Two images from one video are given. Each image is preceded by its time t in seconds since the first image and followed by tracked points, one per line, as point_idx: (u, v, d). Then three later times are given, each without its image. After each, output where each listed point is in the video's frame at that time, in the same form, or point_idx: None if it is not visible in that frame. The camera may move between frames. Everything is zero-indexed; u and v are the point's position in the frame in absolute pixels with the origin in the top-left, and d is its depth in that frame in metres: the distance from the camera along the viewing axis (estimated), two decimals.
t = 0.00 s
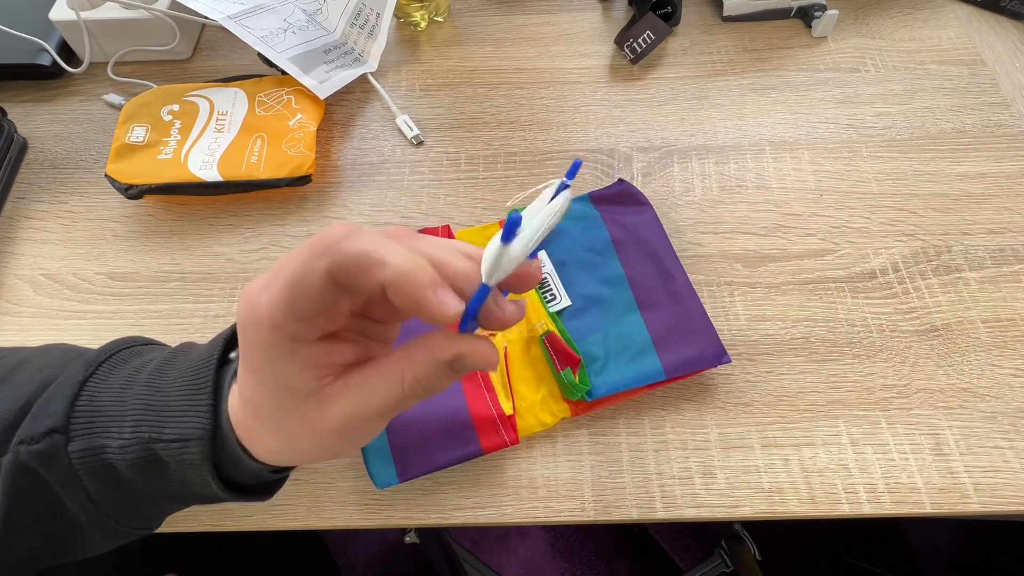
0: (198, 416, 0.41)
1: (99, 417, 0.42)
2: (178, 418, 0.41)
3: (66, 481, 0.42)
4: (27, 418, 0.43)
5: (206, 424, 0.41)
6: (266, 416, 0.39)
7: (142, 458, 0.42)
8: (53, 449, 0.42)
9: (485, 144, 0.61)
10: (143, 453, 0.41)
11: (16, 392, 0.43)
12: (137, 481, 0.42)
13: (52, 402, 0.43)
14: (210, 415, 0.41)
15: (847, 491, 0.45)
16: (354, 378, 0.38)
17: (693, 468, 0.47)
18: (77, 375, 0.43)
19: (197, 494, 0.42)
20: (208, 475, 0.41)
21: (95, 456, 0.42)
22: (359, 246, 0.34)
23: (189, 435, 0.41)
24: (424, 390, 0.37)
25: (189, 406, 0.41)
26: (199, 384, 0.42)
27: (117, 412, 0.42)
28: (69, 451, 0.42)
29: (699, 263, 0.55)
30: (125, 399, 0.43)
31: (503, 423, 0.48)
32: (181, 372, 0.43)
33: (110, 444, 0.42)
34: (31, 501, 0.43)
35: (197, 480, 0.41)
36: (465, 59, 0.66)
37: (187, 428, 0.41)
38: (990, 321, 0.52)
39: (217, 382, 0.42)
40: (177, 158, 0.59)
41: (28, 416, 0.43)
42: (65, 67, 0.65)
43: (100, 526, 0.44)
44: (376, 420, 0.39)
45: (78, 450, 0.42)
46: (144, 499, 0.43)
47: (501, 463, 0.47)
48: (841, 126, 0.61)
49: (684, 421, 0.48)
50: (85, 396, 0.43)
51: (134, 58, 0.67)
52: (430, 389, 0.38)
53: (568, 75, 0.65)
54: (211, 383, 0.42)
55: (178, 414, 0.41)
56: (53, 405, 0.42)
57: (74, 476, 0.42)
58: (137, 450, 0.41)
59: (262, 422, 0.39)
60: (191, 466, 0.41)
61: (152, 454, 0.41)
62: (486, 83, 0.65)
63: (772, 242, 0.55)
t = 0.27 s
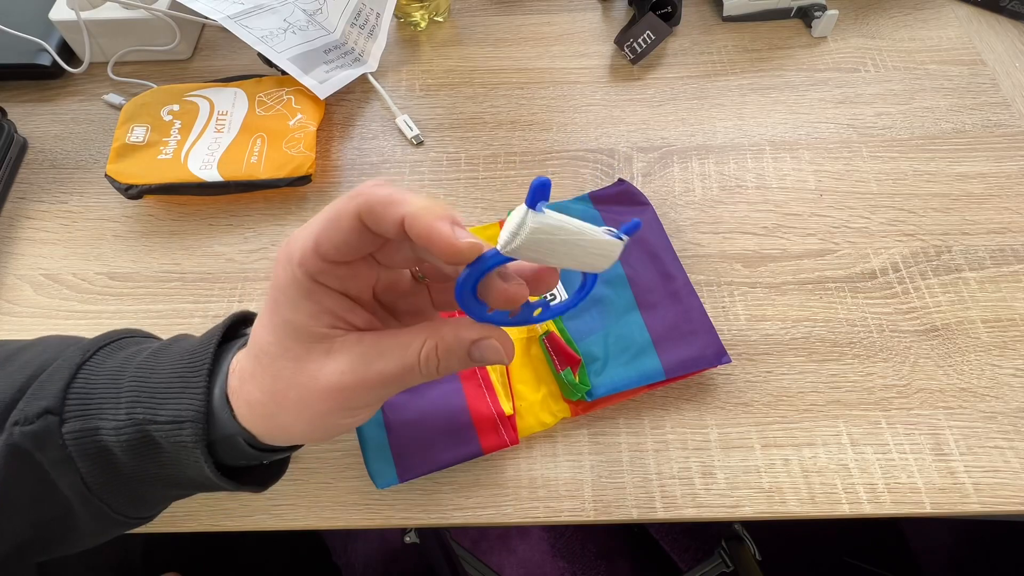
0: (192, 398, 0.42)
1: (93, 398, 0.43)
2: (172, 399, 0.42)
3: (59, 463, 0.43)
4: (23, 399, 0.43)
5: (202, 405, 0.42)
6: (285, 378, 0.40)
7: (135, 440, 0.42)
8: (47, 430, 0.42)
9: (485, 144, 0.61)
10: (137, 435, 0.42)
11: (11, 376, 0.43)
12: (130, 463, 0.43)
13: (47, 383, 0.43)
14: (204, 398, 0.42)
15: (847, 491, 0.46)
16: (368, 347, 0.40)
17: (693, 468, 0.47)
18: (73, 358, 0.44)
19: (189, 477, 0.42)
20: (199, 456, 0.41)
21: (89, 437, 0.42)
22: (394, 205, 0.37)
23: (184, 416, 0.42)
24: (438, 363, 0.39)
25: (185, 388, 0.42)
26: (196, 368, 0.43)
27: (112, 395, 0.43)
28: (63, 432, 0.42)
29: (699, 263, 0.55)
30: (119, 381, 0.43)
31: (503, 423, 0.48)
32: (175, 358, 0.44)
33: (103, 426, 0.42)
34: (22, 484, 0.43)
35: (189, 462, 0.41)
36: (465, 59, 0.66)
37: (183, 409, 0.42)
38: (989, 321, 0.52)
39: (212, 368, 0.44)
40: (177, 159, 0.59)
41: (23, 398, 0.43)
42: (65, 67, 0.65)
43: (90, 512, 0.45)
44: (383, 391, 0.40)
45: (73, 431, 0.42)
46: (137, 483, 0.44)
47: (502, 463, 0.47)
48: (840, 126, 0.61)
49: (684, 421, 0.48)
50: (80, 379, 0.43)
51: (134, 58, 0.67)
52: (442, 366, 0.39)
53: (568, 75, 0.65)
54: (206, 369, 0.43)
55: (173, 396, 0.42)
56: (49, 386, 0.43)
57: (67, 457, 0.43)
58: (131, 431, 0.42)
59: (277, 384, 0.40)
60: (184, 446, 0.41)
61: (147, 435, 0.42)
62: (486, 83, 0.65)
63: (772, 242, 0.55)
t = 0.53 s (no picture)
0: (196, 394, 0.42)
1: (98, 395, 0.43)
2: (176, 395, 0.42)
3: (61, 461, 0.43)
4: (26, 396, 0.43)
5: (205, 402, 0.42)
6: (297, 347, 0.42)
7: (138, 437, 0.42)
8: (51, 427, 0.42)
9: (485, 144, 0.61)
10: (140, 432, 0.42)
11: (14, 375, 0.44)
12: (133, 461, 0.43)
13: (51, 380, 0.43)
14: (209, 395, 0.42)
15: (847, 491, 0.45)
16: (378, 321, 0.42)
17: (693, 468, 0.47)
18: (77, 356, 0.44)
19: (192, 474, 0.42)
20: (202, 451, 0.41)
21: (93, 434, 0.42)
22: (432, 173, 0.45)
23: (187, 412, 0.42)
24: (441, 336, 0.40)
25: (189, 385, 0.42)
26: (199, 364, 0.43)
27: (115, 392, 0.43)
28: (66, 428, 0.42)
29: (699, 263, 0.55)
30: (124, 378, 0.43)
31: (503, 423, 0.48)
32: (179, 354, 0.44)
33: (107, 422, 0.42)
34: (23, 483, 0.42)
35: (193, 458, 0.42)
36: (465, 59, 0.66)
37: (187, 405, 0.42)
38: (989, 321, 0.52)
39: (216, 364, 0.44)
40: (177, 158, 0.59)
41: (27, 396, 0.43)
42: (65, 67, 0.65)
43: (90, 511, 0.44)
44: (387, 365, 0.41)
45: (76, 428, 0.42)
46: (139, 480, 0.44)
47: (502, 463, 0.47)
48: (841, 126, 0.61)
49: (684, 421, 0.48)
50: (84, 377, 0.43)
51: (134, 58, 0.67)
52: (444, 340, 0.40)
53: (568, 75, 0.65)
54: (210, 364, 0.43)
55: (177, 392, 0.42)
56: (52, 384, 0.43)
57: (70, 455, 0.43)
58: (134, 428, 0.42)
59: (290, 353, 0.42)
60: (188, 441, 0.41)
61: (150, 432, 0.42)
62: (486, 83, 0.65)
63: (772, 242, 0.55)
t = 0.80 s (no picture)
0: (198, 397, 0.42)
1: (101, 397, 0.43)
2: (179, 397, 0.42)
3: (64, 463, 0.43)
4: (29, 398, 0.43)
5: (207, 404, 0.42)
6: (302, 350, 0.42)
7: (142, 439, 0.42)
8: (54, 430, 0.42)
9: (485, 144, 0.61)
10: (143, 434, 0.42)
11: (15, 377, 0.43)
12: (136, 462, 0.43)
13: (54, 383, 0.43)
14: (211, 397, 0.42)
15: (847, 491, 0.45)
16: (382, 329, 0.42)
17: (693, 468, 0.47)
18: (79, 358, 0.44)
19: (194, 476, 0.43)
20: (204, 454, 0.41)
21: (96, 436, 0.42)
22: (440, 187, 0.45)
23: (189, 414, 0.42)
24: (443, 348, 0.40)
25: (191, 387, 0.42)
26: (201, 366, 0.43)
27: (118, 394, 0.43)
28: (69, 431, 0.42)
29: (699, 263, 0.55)
30: (127, 380, 0.43)
31: (503, 423, 0.48)
32: (181, 356, 0.44)
33: (110, 424, 0.42)
34: (25, 486, 0.42)
35: (195, 460, 0.42)
36: (465, 59, 0.66)
37: (189, 407, 0.42)
38: (989, 321, 0.52)
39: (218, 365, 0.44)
40: (177, 158, 0.59)
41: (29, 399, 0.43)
42: (65, 67, 0.65)
43: (92, 513, 0.44)
44: (388, 372, 0.41)
45: (79, 431, 0.42)
46: (141, 482, 0.44)
47: (502, 463, 0.47)
48: (841, 126, 0.61)
49: (684, 421, 0.48)
50: (87, 379, 0.43)
51: (134, 58, 0.67)
52: (447, 352, 0.40)
53: (567, 75, 0.65)
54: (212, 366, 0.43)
55: (179, 394, 0.42)
56: (55, 386, 0.43)
57: (73, 457, 0.43)
58: (137, 430, 0.42)
59: (295, 356, 0.42)
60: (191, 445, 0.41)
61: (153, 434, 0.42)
62: (486, 83, 0.65)
63: (772, 242, 0.55)
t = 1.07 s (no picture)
0: (200, 398, 0.42)
1: (102, 399, 0.43)
2: (180, 399, 0.42)
3: (65, 466, 0.42)
4: (30, 401, 0.43)
5: (208, 405, 0.42)
6: (299, 349, 0.42)
7: (144, 440, 0.42)
8: (56, 433, 0.42)
9: (485, 144, 0.61)
10: (144, 436, 0.42)
11: (16, 379, 0.43)
12: (138, 464, 0.43)
13: (56, 385, 0.43)
14: (212, 398, 0.42)
15: (847, 491, 0.45)
16: (376, 323, 0.42)
17: (693, 468, 0.47)
18: (80, 360, 0.44)
19: (195, 478, 0.43)
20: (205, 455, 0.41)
21: (97, 438, 0.42)
22: (436, 193, 0.45)
23: (190, 416, 0.42)
24: (435, 334, 0.39)
25: (192, 388, 0.42)
26: (202, 367, 0.43)
27: (119, 396, 0.43)
28: (70, 433, 0.42)
29: (699, 263, 0.55)
30: (128, 382, 0.43)
31: (503, 423, 0.48)
32: (181, 357, 0.44)
33: (111, 426, 0.42)
34: (26, 488, 0.42)
35: (196, 462, 0.42)
36: (465, 59, 0.66)
37: (190, 409, 0.42)
38: (989, 321, 0.52)
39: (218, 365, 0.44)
40: (177, 158, 0.59)
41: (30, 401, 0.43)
42: (65, 67, 0.65)
43: (94, 515, 0.44)
44: (384, 366, 0.41)
45: (80, 433, 0.42)
46: (143, 484, 0.44)
47: (502, 463, 0.47)
48: (841, 126, 0.61)
49: (684, 421, 0.48)
50: (89, 381, 0.43)
51: (134, 58, 0.67)
52: (439, 337, 0.39)
53: (567, 75, 0.65)
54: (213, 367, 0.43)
55: (180, 396, 0.42)
56: (57, 389, 0.43)
57: (74, 460, 0.43)
58: (138, 432, 0.42)
59: (291, 355, 0.42)
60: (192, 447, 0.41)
61: (154, 436, 0.42)
62: (486, 83, 0.65)
63: (772, 242, 0.55)
